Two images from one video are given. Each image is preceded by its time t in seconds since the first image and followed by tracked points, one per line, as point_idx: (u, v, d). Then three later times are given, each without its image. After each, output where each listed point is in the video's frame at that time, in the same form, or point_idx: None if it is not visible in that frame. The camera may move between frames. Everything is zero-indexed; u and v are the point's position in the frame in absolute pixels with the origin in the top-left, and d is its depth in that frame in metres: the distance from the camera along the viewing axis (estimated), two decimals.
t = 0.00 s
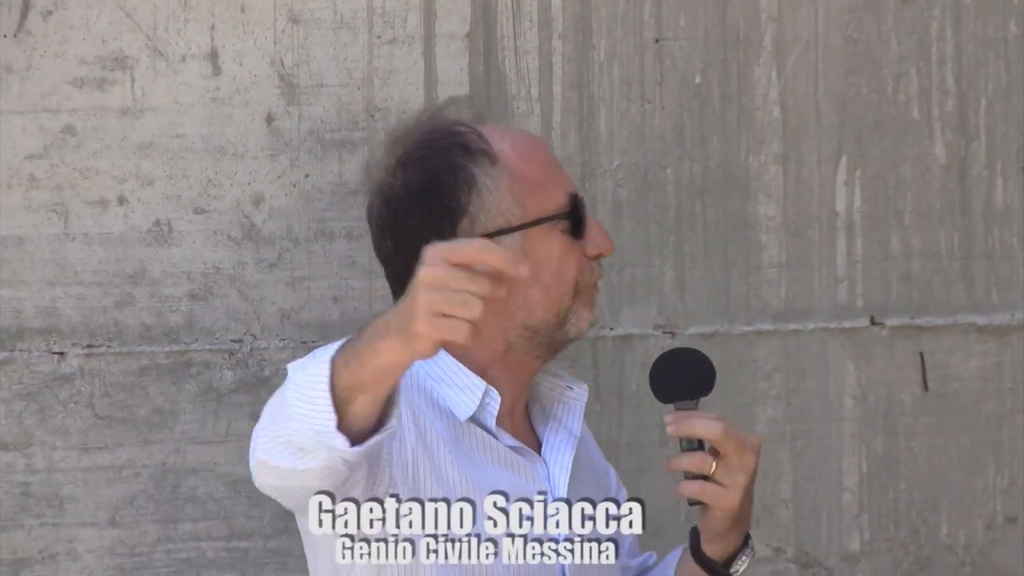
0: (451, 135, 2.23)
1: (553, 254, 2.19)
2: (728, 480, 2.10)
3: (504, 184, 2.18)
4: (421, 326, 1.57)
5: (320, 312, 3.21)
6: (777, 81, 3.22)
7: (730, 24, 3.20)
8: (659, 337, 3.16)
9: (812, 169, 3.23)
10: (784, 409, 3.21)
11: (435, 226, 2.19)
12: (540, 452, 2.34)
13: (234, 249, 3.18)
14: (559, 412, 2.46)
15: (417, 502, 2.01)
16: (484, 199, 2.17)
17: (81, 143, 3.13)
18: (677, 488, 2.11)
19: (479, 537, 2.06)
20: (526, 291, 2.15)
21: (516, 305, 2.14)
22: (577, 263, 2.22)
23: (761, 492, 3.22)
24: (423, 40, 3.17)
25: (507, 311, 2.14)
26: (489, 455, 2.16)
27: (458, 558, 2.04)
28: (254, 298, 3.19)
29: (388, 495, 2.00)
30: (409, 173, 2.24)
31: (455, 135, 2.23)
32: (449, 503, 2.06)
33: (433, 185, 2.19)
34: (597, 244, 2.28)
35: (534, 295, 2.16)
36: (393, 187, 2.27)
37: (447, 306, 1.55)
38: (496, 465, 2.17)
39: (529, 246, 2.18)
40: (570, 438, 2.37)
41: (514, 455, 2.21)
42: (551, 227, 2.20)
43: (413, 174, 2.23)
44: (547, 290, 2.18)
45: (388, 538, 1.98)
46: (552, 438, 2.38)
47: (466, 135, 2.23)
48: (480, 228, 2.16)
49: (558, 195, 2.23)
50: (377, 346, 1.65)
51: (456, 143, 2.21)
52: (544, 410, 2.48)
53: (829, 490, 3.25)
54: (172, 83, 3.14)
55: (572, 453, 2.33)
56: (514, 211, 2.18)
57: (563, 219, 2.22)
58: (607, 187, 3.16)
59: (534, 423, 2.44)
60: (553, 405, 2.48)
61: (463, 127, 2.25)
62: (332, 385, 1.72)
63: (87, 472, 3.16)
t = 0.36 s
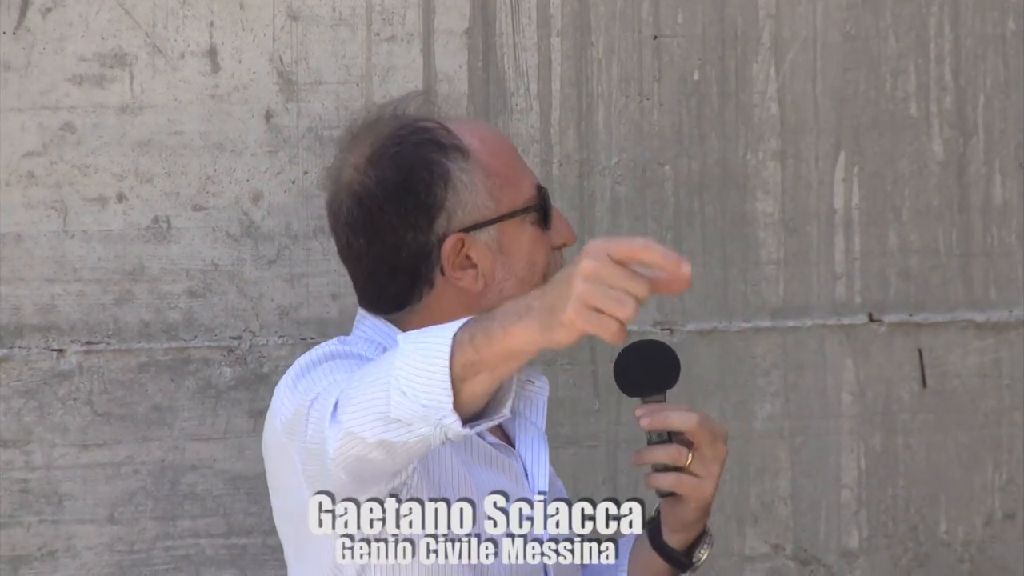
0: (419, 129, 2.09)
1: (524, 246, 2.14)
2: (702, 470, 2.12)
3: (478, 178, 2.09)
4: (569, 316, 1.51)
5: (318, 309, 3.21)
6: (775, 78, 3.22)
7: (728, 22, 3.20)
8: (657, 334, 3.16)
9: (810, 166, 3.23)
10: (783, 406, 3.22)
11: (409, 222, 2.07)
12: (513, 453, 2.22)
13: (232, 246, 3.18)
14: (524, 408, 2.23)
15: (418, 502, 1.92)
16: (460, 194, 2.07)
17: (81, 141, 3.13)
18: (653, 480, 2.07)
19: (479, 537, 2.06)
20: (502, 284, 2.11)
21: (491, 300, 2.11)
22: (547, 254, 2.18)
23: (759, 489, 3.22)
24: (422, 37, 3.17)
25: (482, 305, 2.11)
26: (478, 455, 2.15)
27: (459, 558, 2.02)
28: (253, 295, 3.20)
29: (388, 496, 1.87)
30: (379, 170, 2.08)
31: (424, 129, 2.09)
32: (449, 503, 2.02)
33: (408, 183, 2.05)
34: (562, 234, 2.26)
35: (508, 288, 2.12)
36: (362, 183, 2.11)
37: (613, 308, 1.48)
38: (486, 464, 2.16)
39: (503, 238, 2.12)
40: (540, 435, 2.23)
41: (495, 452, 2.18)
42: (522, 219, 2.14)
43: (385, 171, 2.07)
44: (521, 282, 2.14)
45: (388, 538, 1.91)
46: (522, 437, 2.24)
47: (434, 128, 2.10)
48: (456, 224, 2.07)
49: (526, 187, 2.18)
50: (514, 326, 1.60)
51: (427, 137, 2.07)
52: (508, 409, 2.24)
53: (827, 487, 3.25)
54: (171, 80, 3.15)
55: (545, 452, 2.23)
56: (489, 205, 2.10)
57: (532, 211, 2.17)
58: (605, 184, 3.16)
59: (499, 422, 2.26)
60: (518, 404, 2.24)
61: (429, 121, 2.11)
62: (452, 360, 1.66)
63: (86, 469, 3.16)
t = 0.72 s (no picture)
0: (437, 134, 2.04)
1: (529, 263, 2.14)
2: (692, 489, 1.97)
3: (490, 189, 2.07)
4: (581, 443, 1.36)
5: (321, 310, 3.21)
6: (778, 79, 3.22)
7: (731, 23, 3.20)
8: (660, 336, 3.17)
9: (813, 167, 3.23)
10: (786, 407, 3.22)
11: (418, 227, 2.05)
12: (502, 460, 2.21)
13: (236, 247, 3.18)
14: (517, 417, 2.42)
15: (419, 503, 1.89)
16: (472, 203, 2.05)
17: (85, 141, 3.14)
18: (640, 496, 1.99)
19: (479, 537, 2.04)
20: (503, 299, 2.12)
21: (492, 314, 2.11)
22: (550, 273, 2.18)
23: (762, 490, 3.22)
24: (425, 39, 3.17)
25: (482, 318, 2.11)
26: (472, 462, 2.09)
27: (457, 557, 2.02)
28: (256, 296, 3.20)
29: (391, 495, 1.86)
30: (391, 170, 2.03)
31: (441, 134, 2.05)
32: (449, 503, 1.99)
33: (421, 187, 2.02)
34: (564, 253, 2.25)
35: (510, 303, 2.12)
36: (373, 181, 2.06)
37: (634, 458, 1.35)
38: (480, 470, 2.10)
39: (510, 252, 2.11)
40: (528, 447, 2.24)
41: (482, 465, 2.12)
42: (529, 234, 2.14)
43: (397, 172, 2.03)
44: (524, 298, 2.14)
45: (388, 538, 1.88)
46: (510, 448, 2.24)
47: (451, 133, 2.06)
48: (464, 234, 2.06)
49: (536, 202, 2.16)
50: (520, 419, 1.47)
51: (443, 143, 2.03)
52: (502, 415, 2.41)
53: (830, 488, 3.25)
54: (175, 81, 3.15)
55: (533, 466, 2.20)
56: (499, 218, 2.09)
57: (540, 227, 2.16)
58: (608, 185, 3.16)
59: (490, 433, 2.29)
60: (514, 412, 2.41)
61: (446, 126, 2.06)
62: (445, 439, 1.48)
63: (89, 470, 3.16)
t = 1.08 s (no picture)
0: (419, 128, 2.15)
1: (517, 255, 2.14)
2: (716, 486, 1.98)
3: (472, 181, 2.12)
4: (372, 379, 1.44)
5: (321, 312, 3.21)
6: (778, 82, 3.22)
7: (732, 26, 3.21)
8: (660, 338, 3.17)
9: (813, 170, 3.23)
10: (785, 409, 3.22)
11: (400, 220, 2.11)
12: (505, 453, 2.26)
13: (236, 249, 3.18)
14: (525, 410, 2.37)
15: (418, 502, 1.97)
16: (452, 195, 2.10)
17: (85, 143, 3.14)
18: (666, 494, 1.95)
19: (479, 537, 2.03)
20: (490, 291, 2.12)
21: (479, 306, 2.12)
22: (542, 266, 2.17)
23: (762, 493, 3.22)
24: (426, 41, 3.17)
25: (469, 310, 2.12)
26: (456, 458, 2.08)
27: (459, 558, 2.00)
28: (257, 298, 3.20)
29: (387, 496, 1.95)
30: (373, 165, 2.14)
31: (423, 129, 2.14)
32: (449, 503, 2.02)
33: (401, 180, 2.10)
34: (560, 246, 2.24)
35: (497, 296, 2.12)
36: (357, 178, 2.16)
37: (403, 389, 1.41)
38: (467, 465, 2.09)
39: (496, 244, 2.13)
40: (533, 437, 2.29)
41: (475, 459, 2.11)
42: (516, 226, 2.15)
43: (378, 167, 2.13)
44: (512, 291, 2.14)
45: (388, 538, 1.94)
46: (515, 439, 2.29)
47: (433, 129, 2.15)
48: (445, 225, 2.10)
49: (525, 196, 2.18)
50: (297, 424, 1.52)
51: (424, 138, 2.13)
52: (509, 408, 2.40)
53: (830, 491, 3.25)
54: (175, 83, 3.15)
55: (536, 452, 2.26)
56: (483, 209, 2.12)
57: (529, 220, 2.17)
58: (609, 188, 3.16)
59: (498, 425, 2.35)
60: (520, 405, 2.38)
61: (430, 123, 2.16)
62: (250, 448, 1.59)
63: (89, 472, 3.16)
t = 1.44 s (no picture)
0: (424, 134, 2.23)
1: (501, 270, 2.16)
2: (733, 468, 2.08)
3: (459, 193, 2.17)
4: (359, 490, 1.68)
5: (321, 310, 3.22)
6: (778, 81, 3.22)
7: (732, 24, 3.20)
8: (660, 336, 3.17)
9: (813, 168, 3.23)
10: (785, 408, 3.22)
11: (389, 220, 2.23)
12: (503, 453, 2.29)
13: (236, 247, 3.18)
14: (531, 410, 2.37)
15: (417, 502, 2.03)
16: (437, 204, 2.17)
17: (85, 140, 3.14)
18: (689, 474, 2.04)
19: (479, 536, 2.08)
20: (468, 303, 2.17)
21: (457, 316, 2.19)
22: (529, 283, 2.17)
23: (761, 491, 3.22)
24: (426, 39, 3.17)
25: (449, 318, 2.20)
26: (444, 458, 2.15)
27: (460, 558, 2.06)
28: (257, 296, 3.20)
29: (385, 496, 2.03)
30: (374, 164, 2.26)
31: (426, 135, 2.22)
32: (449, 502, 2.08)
33: (393, 183, 2.21)
34: (560, 267, 2.19)
35: (476, 308, 2.17)
36: (361, 175, 2.29)
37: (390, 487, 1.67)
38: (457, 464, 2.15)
39: (479, 257, 2.17)
40: (534, 437, 2.31)
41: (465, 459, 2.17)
42: (503, 242, 2.16)
43: (377, 167, 2.25)
44: (492, 305, 2.16)
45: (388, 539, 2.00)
46: (517, 437, 2.32)
47: (438, 136, 2.22)
48: (427, 232, 2.18)
49: (521, 212, 2.18)
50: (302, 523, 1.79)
51: (423, 144, 2.21)
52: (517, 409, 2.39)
53: (829, 490, 3.25)
54: (176, 81, 3.15)
55: (532, 453, 2.28)
56: (467, 221, 2.16)
57: (519, 236, 2.17)
58: (609, 186, 3.16)
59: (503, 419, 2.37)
60: (527, 403, 2.38)
61: (438, 129, 2.23)
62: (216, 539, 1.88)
63: (89, 469, 3.16)
